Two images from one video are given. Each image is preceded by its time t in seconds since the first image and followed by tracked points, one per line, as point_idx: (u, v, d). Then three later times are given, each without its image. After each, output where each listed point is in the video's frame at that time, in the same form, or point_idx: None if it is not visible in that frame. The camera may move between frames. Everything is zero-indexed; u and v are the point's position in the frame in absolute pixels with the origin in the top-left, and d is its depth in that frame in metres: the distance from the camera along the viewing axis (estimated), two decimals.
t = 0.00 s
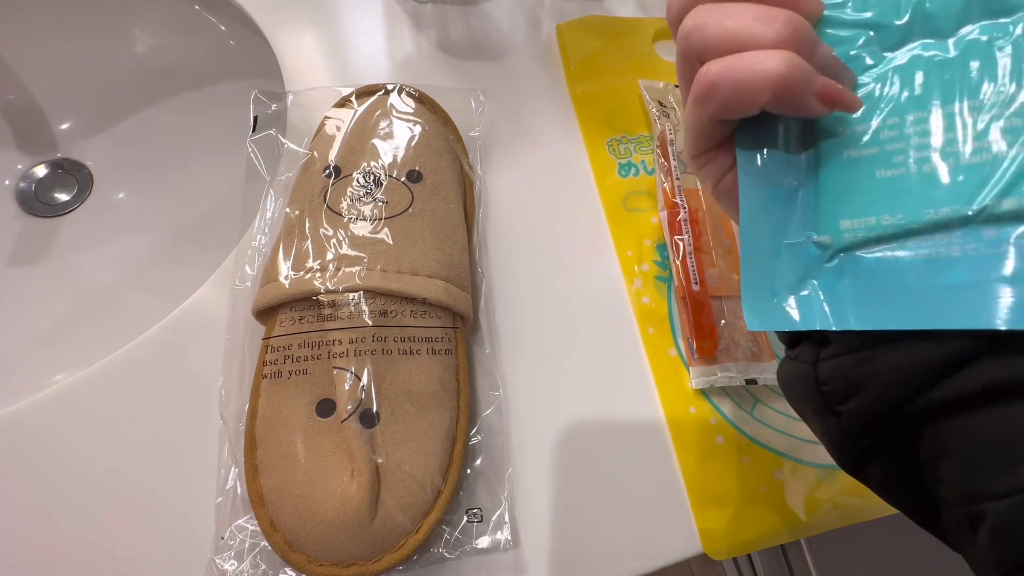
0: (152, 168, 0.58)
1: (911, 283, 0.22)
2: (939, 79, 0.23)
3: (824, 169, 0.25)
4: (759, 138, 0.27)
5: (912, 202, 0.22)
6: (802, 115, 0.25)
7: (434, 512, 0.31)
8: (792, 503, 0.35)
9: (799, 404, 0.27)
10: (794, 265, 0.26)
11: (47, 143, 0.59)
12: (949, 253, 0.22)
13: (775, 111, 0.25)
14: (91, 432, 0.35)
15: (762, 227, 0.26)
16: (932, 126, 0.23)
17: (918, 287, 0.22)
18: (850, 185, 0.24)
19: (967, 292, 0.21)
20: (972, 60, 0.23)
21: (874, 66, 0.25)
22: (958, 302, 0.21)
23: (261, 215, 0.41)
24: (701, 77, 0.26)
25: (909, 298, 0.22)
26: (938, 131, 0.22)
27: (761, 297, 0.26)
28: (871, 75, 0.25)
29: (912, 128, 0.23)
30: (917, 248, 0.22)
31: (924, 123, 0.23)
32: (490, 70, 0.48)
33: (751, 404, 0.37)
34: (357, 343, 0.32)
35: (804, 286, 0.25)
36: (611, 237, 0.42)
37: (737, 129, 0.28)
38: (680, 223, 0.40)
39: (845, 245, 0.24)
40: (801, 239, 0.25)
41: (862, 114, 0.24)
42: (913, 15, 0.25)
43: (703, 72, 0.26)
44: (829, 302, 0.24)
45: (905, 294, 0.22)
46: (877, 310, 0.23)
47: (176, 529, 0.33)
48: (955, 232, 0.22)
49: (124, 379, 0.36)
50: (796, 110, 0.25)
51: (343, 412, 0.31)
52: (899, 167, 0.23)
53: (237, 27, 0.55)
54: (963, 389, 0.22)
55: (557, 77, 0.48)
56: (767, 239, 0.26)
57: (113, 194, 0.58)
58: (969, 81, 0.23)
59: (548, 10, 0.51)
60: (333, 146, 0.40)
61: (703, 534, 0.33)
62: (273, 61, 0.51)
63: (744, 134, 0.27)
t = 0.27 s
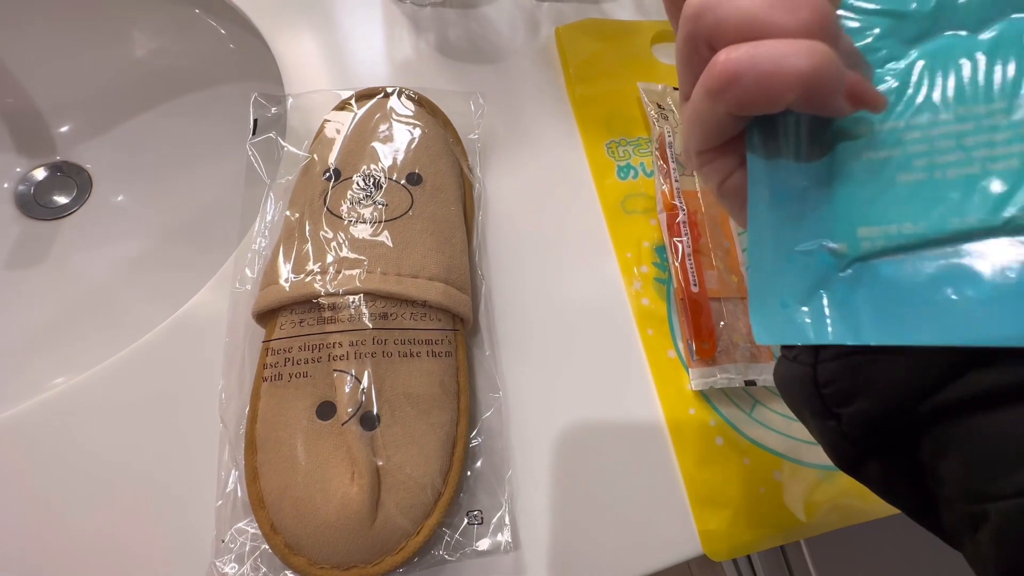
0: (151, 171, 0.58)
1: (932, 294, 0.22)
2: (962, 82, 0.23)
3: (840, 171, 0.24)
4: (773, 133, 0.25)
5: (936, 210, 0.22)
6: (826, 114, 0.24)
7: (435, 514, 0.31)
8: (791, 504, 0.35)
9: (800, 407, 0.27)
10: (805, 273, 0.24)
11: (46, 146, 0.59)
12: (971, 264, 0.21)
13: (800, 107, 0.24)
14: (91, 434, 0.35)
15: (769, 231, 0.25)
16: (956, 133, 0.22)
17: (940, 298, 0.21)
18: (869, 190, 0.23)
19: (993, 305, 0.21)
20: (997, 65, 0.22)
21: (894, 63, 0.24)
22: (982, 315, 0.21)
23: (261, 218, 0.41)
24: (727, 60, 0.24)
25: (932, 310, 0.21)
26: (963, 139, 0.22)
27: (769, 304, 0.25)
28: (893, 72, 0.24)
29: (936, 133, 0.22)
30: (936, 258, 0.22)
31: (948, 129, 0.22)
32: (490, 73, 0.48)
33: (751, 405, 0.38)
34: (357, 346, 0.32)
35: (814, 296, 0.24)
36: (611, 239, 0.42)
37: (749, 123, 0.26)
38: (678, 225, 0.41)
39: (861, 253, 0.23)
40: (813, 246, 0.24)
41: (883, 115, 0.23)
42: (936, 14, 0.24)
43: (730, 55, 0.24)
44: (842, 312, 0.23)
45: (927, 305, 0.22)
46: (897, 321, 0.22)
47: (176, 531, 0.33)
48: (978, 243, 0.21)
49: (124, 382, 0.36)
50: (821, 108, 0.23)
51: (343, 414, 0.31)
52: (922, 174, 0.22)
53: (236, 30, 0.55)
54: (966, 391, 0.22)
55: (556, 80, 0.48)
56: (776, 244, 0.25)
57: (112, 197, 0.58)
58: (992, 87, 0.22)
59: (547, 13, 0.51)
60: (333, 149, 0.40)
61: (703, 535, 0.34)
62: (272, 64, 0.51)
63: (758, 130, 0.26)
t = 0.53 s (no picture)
0: (150, 172, 0.59)
1: (956, 303, 0.20)
2: (983, 77, 0.21)
3: (855, 171, 0.22)
4: (782, 130, 0.24)
5: (958, 212, 0.20)
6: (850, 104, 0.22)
7: (434, 513, 0.31)
8: (788, 502, 0.35)
9: (804, 410, 0.26)
10: (821, 280, 0.22)
11: (45, 148, 0.59)
12: (995, 270, 0.20)
13: (821, 96, 0.22)
14: (91, 434, 0.35)
15: (780, 235, 0.23)
16: (978, 131, 0.21)
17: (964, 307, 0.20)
18: (886, 192, 0.21)
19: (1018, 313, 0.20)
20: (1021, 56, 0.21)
21: (914, 52, 0.22)
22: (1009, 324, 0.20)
23: (260, 218, 0.42)
24: (732, 55, 0.22)
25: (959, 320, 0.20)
26: (987, 137, 0.21)
27: (782, 315, 0.23)
28: (913, 63, 0.22)
29: (958, 131, 0.21)
30: (958, 265, 0.20)
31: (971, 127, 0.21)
32: (488, 74, 0.48)
33: (748, 404, 0.38)
34: (356, 345, 0.32)
35: (830, 306, 0.22)
36: (608, 239, 0.42)
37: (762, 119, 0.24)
38: (675, 225, 0.41)
39: (880, 259, 0.21)
40: (827, 251, 0.22)
41: (902, 114, 0.22)
42: None
43: (737, 47, 0.22)
44: (860, 323, 0.21)
45: (952, 315, 0.20)
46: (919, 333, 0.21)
47: (175, 530, 0.33)
48: (1002, 247, 0.20)
49: (123, 382, 0.36)
50: (847, 96, 0.21)
51: (342, 413, 0.31)
52: (944, 174, 0.21)
53: (235, 32, 0.56)
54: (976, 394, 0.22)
55: (554, 81, 0.48)
56: (789, 249, 0.23)
57: (111, 198, 0.58)
58: (1015, 82, 0.21)
59: (544, 15, 0.51)
60: (331, 149, 0.40)
61: (701, 534, 0.34)
62: (270, 66, 0.51)
63: (772, 127, 0.24)
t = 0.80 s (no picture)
0: (149, 173, 0.59)
1: (958, 290, 0.20)
2: (977, 62, 0.21)
3: (854, 159, 0.22)
4: (776, 117, 0.24)
5: (959, 199, 0.20)
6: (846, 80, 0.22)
7: (434, 511, 0.31)
8: (787, 500, 0.35)
9: (804, 404, 0.26)
10: (822, 270, 0.22)
11: (44, 149, 0.59)
12: (997, 257, 0.20)
13: (816, 74, 0.22)
14: (91, 434, 0.35)
15: (779, 225, 0.23)
16: (977, 116, 0.21)
17: (966, 294, 0.20)
18: (886, 180, 0.21)
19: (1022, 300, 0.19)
20: (1017, 41, 0.21)
21: (907, 39, 0.22)
22: (1011, 310, 0.19)
23: (260, 218, 0.42)
24: (721, 37, 0.21)
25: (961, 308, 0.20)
26: (985, 123, 0.21)
27: (783, 306, 0.23)
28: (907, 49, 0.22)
29: (955, 117, 0.21)
30: (959, 252, 0.20)
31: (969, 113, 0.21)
32: (487, 74, 0.48)
33: (747, 402, 0.38)
34: (356, 344, 0.33)
35: (831, 295, 0.22)
36: (607, 238, 0.42)
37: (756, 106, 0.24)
38: (674, 224, 0.41)
39: (880, 247, 0.21)
40: (827, 240, 0.22)
41: (898, 100, 0.22)
42: None
43: (727, 28, 0.21)
44: (862, 313, 0.21)
45: (955, 303, 0.20)
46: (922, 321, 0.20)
47: (176, 530, 0.33)
48: (1004, 233, 0.20)
49: (124, 382, 0.37)
50: (841, 71, 0.21)
51: (343, 412, 0.31)
52: (943, 160, 0.21)
53: (234, 32, 0.56)
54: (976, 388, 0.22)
55: (553, 81, 0.49)
56: (789, 239, 0.23)
57: (110, 199, 0.58)
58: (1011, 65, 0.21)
59: (543, 14, 0.52)
60: (331, 149, 0.40)
61: (701, 531, 0.34)
62: (270, 66, 0.51)
63: (765, 116, 0.24)
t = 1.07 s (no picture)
0: (145, 174, 0.59)
1: (951, 289, 0.20)
2: (961, 60, 0.21)
3: (845, 157, 0.22)
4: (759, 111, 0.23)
5: (948, 198, 0.21)
6: (819, 37, 0.21)
7: (431, 513, 0.31)
8: (785, 500, 0.35)
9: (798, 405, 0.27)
10: (815, 270, 0.22)
11: (41, 150, 0.59)
12: (987, 255, 0.20)
13: (780, 40, 0.22)
14: (86, 437, 0.35)
15: (770, 224, 0.23)
16: (963, 116, 0.21)
17: (959, 293, 0.20)
18: (876, 178, 0.21)
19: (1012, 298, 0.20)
20: (997, 42, 0.21)
21: (892, 36, 0.22)
22: (1002, 308, 0.20)
23: (256, 219, 0.41)
24: (674, 35, 0.23)
25: (953, 306, 0.20)
26: (971, 121, 0.21)
27: (776, 307, 0.22)
28: (893, 47, 0.22)
29: (943, 115, 0.21)
30: (951, 250, 0.20)
31: (954, 112, 0.21)
32: (484, 75, 0.48)
33: (745, 402, 0.38)
34: (353, 346, 0.32)
35: (824, 296, 0.22)
36: (605, 238, 0.42)
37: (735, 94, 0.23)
38: (672, 224, 0.41)
39: (873, 246, 0.21)
40: (819, 239, 0.22)
41: (887, 97, 0.21)
42: None
43: (689, 16, 0.22)
44: (857, 313, 0.21)
45: (947, 300, 0.20)
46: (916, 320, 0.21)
47: (171, 533, 0.33)
48: (991, 232, 0.20)
49: (119, 384, 0.36)
50: (807, 27, 0.21)
51: (339, 414, 0.31)
52: (932, 158, 0.21)
53: (230, 33, 0.55)
54: (968, 382, 0.23)
55: (550, 81, 0.48)
56: (781, 239, 0.23)
57: (107, 200, 0.58)
58: (994, 65, 0.21)
59: (540, 15, 0.51)
60: (328, 150, 0.40)
61: (699, 531, 0.34)
62: (267, 67, 0.51)
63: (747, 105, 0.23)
